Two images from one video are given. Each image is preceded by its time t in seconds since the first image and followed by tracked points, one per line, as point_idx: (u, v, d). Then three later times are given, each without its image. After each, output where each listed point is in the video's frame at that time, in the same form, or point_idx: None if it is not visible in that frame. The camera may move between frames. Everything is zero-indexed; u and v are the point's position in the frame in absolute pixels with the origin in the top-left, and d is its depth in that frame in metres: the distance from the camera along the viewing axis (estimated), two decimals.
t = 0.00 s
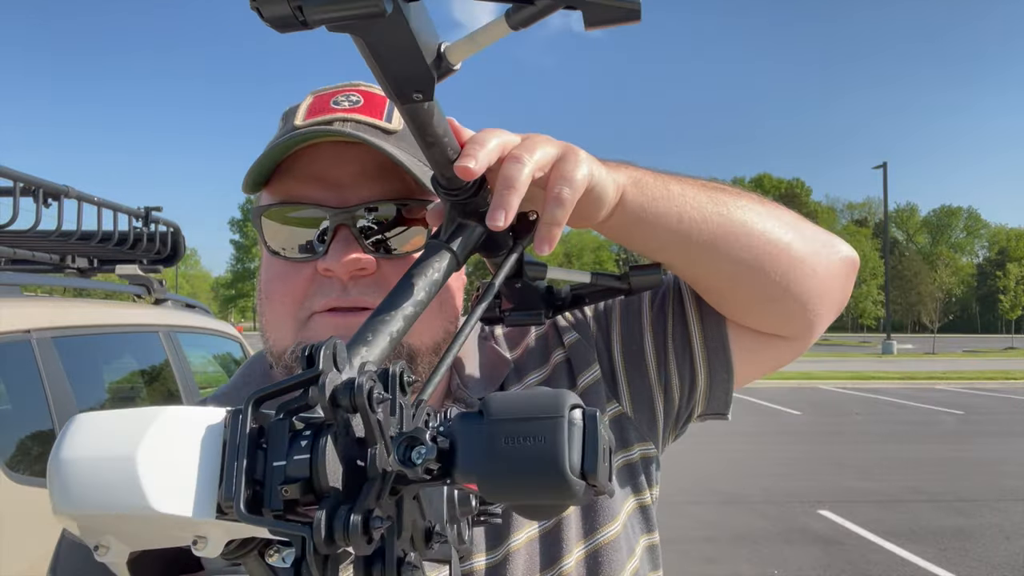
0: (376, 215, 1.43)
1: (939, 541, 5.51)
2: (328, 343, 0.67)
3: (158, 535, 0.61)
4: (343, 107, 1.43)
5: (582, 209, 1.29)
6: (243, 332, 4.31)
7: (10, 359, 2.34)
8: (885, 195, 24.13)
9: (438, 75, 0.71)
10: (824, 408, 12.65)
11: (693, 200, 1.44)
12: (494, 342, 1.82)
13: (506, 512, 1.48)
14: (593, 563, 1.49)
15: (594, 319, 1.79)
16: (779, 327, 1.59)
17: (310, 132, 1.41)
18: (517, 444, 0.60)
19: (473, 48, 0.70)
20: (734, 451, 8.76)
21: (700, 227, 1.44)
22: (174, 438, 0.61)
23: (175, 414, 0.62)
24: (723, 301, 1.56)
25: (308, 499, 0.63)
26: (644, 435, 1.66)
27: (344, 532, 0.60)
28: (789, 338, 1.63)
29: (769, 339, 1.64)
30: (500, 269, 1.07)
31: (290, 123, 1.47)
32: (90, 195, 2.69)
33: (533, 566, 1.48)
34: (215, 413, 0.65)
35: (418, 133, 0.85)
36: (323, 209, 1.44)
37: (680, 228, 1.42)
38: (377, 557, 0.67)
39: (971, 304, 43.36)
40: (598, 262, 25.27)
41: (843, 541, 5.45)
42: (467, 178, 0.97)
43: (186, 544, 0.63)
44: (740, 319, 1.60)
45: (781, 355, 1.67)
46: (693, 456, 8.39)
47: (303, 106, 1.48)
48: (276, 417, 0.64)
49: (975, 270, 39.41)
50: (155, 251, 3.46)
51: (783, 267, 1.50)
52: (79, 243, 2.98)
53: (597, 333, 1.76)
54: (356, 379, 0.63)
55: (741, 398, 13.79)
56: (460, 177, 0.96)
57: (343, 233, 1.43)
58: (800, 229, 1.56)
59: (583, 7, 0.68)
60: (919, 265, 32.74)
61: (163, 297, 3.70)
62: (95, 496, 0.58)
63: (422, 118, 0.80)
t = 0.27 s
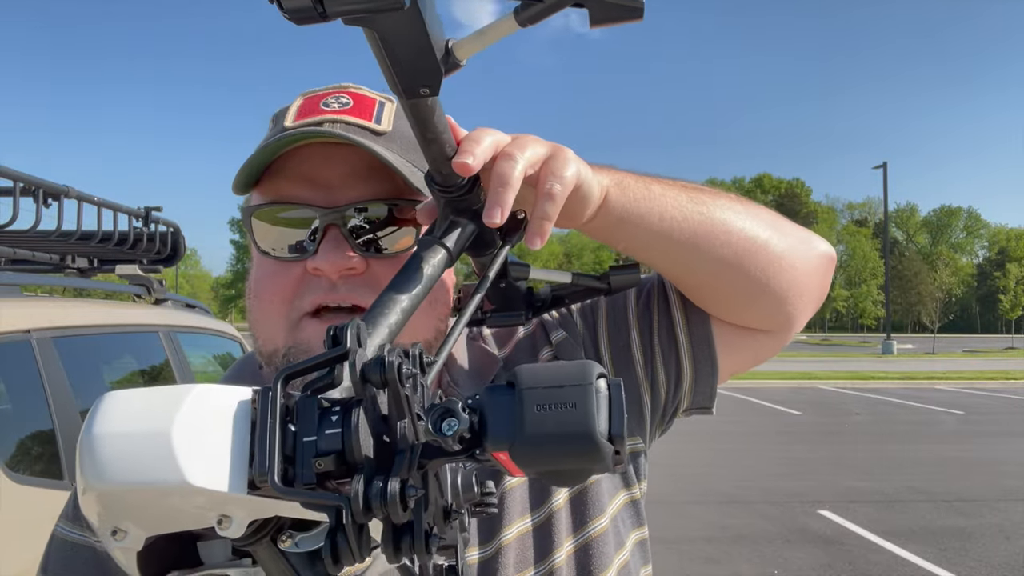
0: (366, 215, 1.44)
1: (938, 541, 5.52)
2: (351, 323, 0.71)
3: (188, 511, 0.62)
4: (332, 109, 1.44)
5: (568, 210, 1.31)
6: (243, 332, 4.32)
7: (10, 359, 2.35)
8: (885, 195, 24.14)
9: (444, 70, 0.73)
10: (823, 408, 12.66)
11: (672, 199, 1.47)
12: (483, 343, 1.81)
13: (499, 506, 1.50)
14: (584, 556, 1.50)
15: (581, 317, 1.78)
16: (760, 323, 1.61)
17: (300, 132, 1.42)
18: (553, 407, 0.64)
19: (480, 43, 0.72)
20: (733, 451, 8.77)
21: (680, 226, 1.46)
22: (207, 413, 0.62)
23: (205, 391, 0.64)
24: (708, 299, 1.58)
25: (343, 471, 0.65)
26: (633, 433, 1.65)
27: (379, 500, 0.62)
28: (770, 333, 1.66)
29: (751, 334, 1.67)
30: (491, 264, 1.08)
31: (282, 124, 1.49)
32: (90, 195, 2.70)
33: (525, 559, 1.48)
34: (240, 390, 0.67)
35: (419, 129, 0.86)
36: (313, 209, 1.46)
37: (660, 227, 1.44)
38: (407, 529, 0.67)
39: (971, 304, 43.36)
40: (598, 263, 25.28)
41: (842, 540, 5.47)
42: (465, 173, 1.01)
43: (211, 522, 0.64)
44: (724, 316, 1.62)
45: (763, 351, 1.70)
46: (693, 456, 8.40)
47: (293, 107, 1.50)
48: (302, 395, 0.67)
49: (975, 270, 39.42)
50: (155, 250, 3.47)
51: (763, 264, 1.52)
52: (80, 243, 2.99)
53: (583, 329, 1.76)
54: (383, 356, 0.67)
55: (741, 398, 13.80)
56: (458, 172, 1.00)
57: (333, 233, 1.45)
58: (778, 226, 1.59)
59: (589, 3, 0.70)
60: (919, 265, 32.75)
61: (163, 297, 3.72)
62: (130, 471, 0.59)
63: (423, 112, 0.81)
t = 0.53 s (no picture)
0: (363, 217, 1.44)
1: (938, 541, 5.52)
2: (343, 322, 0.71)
3: (183, 508, 0.62)
4: (331, 110, 1.44)
5: (561, 214, 1.32)
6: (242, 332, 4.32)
7: (10, 359, 2.36)
8: (885, 195, 24.15)
9: (437, 71, 0.73)
10: (823, 408, 12.66)
11: (664, 203, 1.47)
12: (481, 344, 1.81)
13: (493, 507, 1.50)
14: (578, 557, 1.51)
15: (576, 320, 1.78)
16: (754, 325, 1.62)
17: (300, 132, 1.43)
18: (545, 401, 0.65)
19: (472, 46, 0.73)
20: (733, 451, 8.78)
21: (672, 230, 1.47)
22: (202, 410, 0.62)
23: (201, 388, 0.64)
24: (702, 302, 1.58)
25: (340, 464, 0.66)
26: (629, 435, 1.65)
27: (373, 494, 0.63)
28: (764, 335, 1.66)
29: (745, 336, 1.67)
30: (484, 266, 1.08)
31: (282, 124, 1.49)
32: (90, 195, 2.71)
33: (520, 559, 1.48)
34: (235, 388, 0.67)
35: (412, 129, 0.86)
36: (312, 209, 1.46)
37: (653, 231, 1.44)
38: (401, 524, 0.67)
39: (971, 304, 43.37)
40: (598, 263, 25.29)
41: (842, 540, 5.47)
42: (457, 175, 1.01)
43: (207, 519, 0.65)
44: (719, 319, 1.62)
45: (757, 353, 1.71)
46: (693, 456, 8.41)
47: (293, 107, 1.50)
48: (296, 392, 0.68)
49: (975, 269, 39.44)
50: (155, 251, 3.48)
51: (756, 266, 1.53)
52: (80, 243, 3.00)
53: (578, 331, 1.76)
54: (376, 353, 0.68)
55: (740, 398, 13.81)
56: (452, 174, 1.00)
57: (332, 233, 1.45)
58: (770, 229, 1.59)
59: (581, 7, 0.70)
60: (919, 265, 32.75)
61: (163, 297, 3.72)
62: (126, 468, 0.59)
63: (416, 114, 0.82)
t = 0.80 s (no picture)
0: (362, 216, 1.44)
1: (938, 541, 5.52)
2: (344, 316, 0.71)
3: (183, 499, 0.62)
4: (331, 110, 1.44)
5: (558, 215, 1.32)
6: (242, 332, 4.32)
7: (9, 359, 2.35)
8: (885, 195, 24.15)
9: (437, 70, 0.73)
10: (824, 408, 12.66)
11: (661, 205, 1.47)
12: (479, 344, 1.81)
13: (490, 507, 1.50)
14: (575, 557, 1.50)
15: (574, 320, 1.78)
16: (751, 327, 1.62)
17: (300, 131, 1.43)
18: (544, 395, 0.64)
19: (473, 45, 0.72)
20: (733, 451, 8.78)
21: (669, 232, 1.46)
22: (204, 402, 0.62)
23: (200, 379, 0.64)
24: (699, 305, 1.58)
25: (338, 456, 0.65)
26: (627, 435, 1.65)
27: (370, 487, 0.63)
28: (761, 337, 1.66)
29: (742, 338, 1.67)
30: (482, 266, 1.08)
31: (282, 124, 1.49)
32: (90, 195, 2.71)
33: (517, 559, 1.47)
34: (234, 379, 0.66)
35: (412, 127, 0.86)
36: (311, 209, 1.46)
37: (649, 233, 1.44)
38: (399, 516, 0.66)
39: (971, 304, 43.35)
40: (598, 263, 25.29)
41: (843, 540, 5.47)
42: (457, 173, 1.01)
43: (206, 511, 0.64)
44: (716, 321, 1.62)
45: (754, 356, 1.71)
46: (693, 455, 8.41)
47: (293, 107, 1.50)
48: (296, 386, 0.67)
49: (975, 269, 39.43)
50: (155, 251, 3.48)
51: (752, 269, 1.53)
52: (80, 243, 3.00)
53: (576, 332, 1.76)
54: (376, 347, 0.68)
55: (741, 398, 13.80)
56: (449, 173, 1.00)
57: (332, 232, 1.45)
58: (768, 232, 1.59)
59: (579, 7, 0.71)
60: (919, 265, 32.75)
61: (163, 297, 3.72)
62: (126, 460, 0.59)
63: (415, 113, 0.81)
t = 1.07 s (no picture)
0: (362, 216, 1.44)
1: (939, 541, 5.51)
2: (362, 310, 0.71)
3: (203, 490, 0.62)
4: (331, 110, 1.43)
5: (560, 216, 1.31)
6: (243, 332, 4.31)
7: (9, 359, 2.35)
8: (885, 194, 24.14)
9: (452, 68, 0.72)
10: (824, 408, 12.65)
11: (660, 206, 1.46)
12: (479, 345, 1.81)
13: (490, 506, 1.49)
14: (575, 557, 1.50)
15: (574, 320, 1.78)
16: (750, 329, 1.61)
17: (301, 130, 1.42)
18: (565, 385, 0.66)
19: (488, 44, 0.71)
20: (733, 451, 8.77)
21: (669, 233, 1.45)
22: (230, 391, 0.62)
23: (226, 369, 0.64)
24: (698, 306, 1.58)
25: (360, 447, 0.66)
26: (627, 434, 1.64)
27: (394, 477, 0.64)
28: (759, 338, 1.66)
29: (741, 339, 1.66)
30: (485, 265, 1.08)
31: (282, 124, 1.48)
32: (90, 195, 2.70)
33: (516, 559, 1.46)
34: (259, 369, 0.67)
35: (423, 126, 0.85)
36: (311, 208, 1.45)
37: (649, 234, 1.43)
38: (419, 506, 0.68)
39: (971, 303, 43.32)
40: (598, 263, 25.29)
41: (843, 540, 5.47)
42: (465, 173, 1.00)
43: (227, 502, 0.63)
44: (715, 323, 1.62)
45: (752, 358, 1.70)
46: (693, 455, 8.41)
47: (293, 107, 1.49)
48: (317, 376, 0.67)
49: (975, 269, 39.42)
50: (155, 250, 3.47)
51: (751, 271, 1.52)
52: (80, 243, 2.99)
53: (575, 334, 1.75)
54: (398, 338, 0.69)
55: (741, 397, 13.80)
56: (458, 172, 0.99)
57: (331, 232, 1.44)
58: (766, 234, 1.59)
59: (595, 8, 0.69)
60: (919, 265, 32.74)
61: (163, 297, 3.68)
62: (151, 448, 0.59)
63: (426, 112, 0.81)
